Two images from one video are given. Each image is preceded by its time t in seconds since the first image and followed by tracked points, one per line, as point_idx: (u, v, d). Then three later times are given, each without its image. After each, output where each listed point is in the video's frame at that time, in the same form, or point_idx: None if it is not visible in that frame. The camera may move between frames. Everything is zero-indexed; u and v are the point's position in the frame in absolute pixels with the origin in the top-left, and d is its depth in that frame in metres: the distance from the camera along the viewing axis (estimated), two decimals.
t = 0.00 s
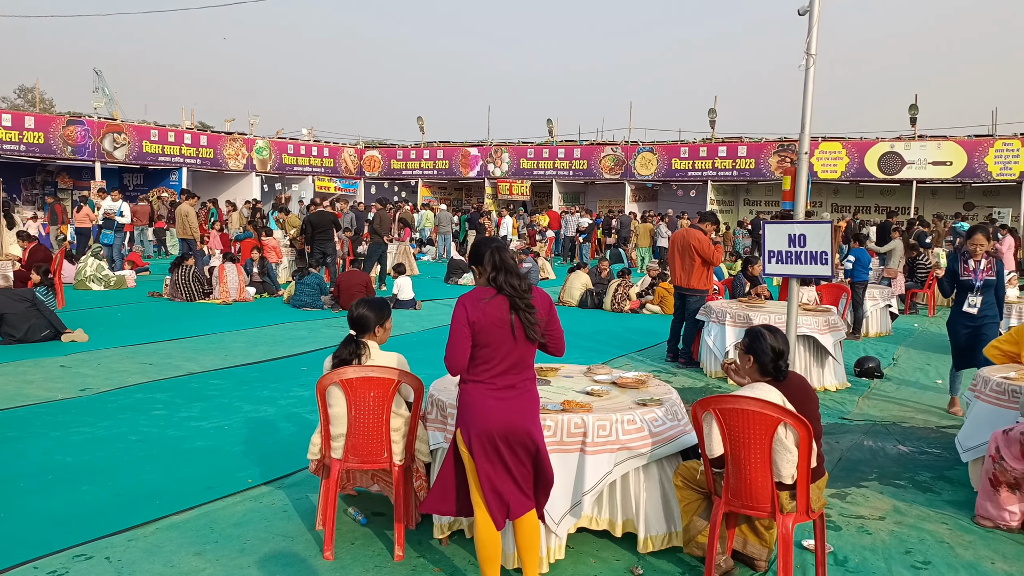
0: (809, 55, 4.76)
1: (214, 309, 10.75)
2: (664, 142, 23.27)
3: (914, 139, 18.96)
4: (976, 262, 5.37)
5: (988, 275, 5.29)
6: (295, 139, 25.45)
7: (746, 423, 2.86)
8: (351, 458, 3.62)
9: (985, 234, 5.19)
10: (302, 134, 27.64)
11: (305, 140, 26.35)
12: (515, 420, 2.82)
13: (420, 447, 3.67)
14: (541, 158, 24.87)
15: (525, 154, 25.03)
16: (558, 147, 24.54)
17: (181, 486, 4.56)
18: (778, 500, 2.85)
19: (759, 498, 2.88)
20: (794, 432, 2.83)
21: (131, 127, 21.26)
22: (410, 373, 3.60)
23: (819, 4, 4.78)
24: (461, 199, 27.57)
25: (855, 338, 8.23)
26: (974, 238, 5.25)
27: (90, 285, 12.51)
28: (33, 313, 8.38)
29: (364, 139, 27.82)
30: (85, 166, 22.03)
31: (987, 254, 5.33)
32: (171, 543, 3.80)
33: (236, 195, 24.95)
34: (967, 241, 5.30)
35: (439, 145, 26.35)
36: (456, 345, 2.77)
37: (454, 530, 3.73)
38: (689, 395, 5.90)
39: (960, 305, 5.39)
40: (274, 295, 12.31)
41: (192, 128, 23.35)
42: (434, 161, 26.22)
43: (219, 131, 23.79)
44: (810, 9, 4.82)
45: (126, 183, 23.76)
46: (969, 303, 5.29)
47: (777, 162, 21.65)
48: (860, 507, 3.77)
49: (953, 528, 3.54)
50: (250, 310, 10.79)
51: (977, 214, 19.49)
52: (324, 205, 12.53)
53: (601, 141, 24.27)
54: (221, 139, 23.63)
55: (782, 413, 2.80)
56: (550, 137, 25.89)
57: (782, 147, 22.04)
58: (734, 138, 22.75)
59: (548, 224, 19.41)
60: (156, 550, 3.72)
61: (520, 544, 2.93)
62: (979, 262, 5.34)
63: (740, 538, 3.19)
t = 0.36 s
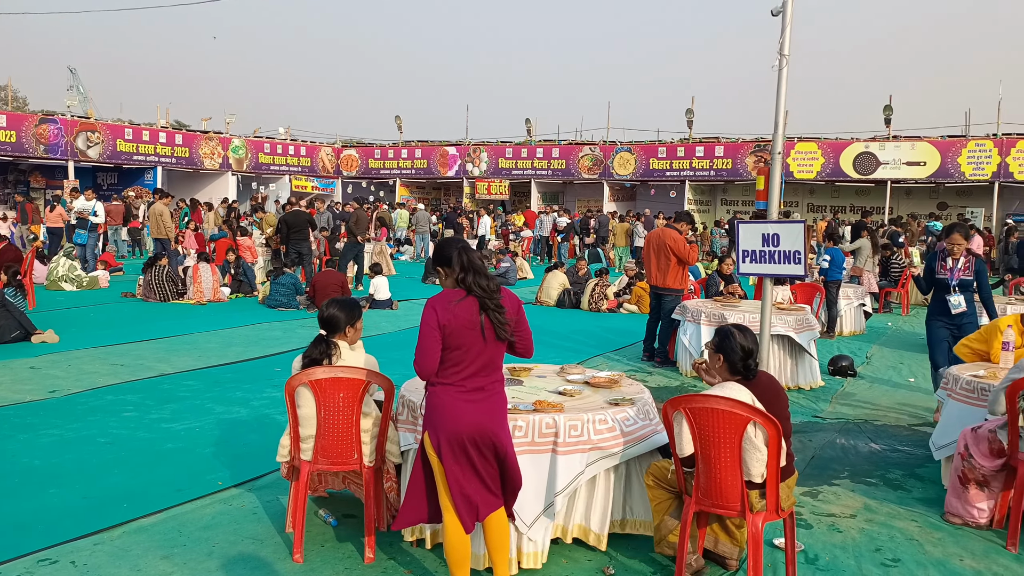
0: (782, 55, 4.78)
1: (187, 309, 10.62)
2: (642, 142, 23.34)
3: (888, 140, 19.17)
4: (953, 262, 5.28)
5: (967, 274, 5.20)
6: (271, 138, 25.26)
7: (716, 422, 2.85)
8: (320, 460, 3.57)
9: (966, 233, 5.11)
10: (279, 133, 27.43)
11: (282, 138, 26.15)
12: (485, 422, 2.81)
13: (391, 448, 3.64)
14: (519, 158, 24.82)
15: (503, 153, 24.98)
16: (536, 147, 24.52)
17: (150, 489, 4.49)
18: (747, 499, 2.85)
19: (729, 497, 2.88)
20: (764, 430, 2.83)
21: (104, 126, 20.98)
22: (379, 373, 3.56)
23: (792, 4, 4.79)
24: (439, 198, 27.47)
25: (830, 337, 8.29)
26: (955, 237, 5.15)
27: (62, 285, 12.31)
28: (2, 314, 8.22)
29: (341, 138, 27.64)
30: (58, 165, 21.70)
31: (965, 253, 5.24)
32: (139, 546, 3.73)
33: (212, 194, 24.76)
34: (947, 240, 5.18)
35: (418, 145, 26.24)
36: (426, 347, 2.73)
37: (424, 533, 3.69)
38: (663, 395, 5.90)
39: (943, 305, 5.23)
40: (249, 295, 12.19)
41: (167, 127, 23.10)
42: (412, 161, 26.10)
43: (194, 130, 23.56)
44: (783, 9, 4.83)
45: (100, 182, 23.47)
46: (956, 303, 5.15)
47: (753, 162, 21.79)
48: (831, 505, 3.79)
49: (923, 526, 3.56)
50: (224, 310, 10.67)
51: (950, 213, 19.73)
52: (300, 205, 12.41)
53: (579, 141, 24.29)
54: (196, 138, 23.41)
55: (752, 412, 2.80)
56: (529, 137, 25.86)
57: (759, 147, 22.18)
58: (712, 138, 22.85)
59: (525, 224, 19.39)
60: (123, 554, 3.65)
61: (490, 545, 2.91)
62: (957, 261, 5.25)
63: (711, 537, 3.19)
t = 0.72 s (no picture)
0: (754, 56, 4.79)
1: (160, 310, 10.49)
2: (620, 142, 23.38)
3: (863, 140, 19.36)
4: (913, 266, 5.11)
5: (927, 279, 5.03)
6: (247, 137, 25.07)
7: (682, 422, 2.84)
8: (285, 462, 3.53)
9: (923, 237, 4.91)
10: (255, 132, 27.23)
11: (258, 138, 25.95)
12: (451, 424, 2.78)
13: (357, 450, 3.60)
14: (497, 158, 24.77)
15: (481, 153, 24.93)
16: (514, 147, 24.50)
17: (115, 491, 4.41)
18: (713, 497, 2.84)
19: (695, 496, 2.87)
20: (729, 429, 2.82)
21: (78, 125, 20.72)
22: (345, 375, 3.52)
23: (763, 5, 4.81)
24: (417, 198, 27.36)
25: (803, 337, 8.33)
26: (912, 241, 4.96)
27: (33, 285, 12.13)
28: None
29: (319, 137, 27.46)
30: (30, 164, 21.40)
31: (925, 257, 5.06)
32: (100, 550, 3.67)
33: (188, 193, 24.59)
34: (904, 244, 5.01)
35: (395, 144, 26.12)
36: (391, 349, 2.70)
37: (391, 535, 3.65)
38: (635, 394, 5.90)
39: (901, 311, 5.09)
40: (223, 295, 12.06)
41: (141, 126, 22.87)
42: (390, 160, 25.99)
43: (169, 129, 23.35)
44: (755, 10, 4.85)
45: (73, 181, 23.27)
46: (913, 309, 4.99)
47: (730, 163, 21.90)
48: (800, 504, 3.79)
49: (890, 524, 3.58)
50: (197, 310, 10.56)
51: (924, 214, 19.95)
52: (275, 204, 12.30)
53: (557, 141, 24.29)
54: (171, 138, 23.21)
55: (717, 411, 2.79)
56: (507, 136, 25.82)
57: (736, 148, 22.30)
58: (689, 139, 22.94)
59: (502, 225, 19.37)
60: (84, 558, 3.58)
61: (456, 546, 2.88)
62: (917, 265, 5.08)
63: (679, 536, 3.18)
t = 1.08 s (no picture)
0: (711, 54, 4.82)
1: (117, 312, 10.25)
2: (584, 141, 23.43)
3: (823, 140, 19.67)
4: (857, 261, 5.01)
5: (867, 275, 4.91)
6: (208, 137, 24.69)
7: (636, 420, 2.83)
8: (235, 465, 3.45)
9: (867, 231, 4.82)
10: (216, 131, 26.83)
11: (219, 137, 25.57)
12: (402, 425, 2.73)
13: (309, 452, 3.53)
14: (461, 157, 24.67)
15: (445, 152, 24.83)
16: (479, 147, 24.42)
17: (62, 498, 4.28)
18: (666, 496, 2.84)
19: (648, 495, 2.86)
20: (682, 427, 2.81)
21: (33, 124, 20.33)
22: (296, 376, 3.45)
23: (719, 4, 4.84)
24: (381, 198, 27.16)
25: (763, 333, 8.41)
26: (856, 234, 4.88)
27: None
28: None
29: (281, 136, 27.13)
30: None
31: (871, 255, 4.95)
32: (44, 559, 3.55)
33: (147, 193, 24.15)
34: (849, 237, 4.94)
35: (359, 144, 25.90)
36: (341, 350, 2.64)
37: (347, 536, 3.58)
38: (595, 392, 5.90)
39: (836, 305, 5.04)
40: (182, 297, 11.84)
41: (98, 125, 22.42)
42: (353, 160, 25.76)
43: (127, 129, 22.91)
44: (711, 9, 4.88)
45: (29, 182, 22.72)
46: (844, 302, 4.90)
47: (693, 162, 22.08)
48: (756, 500, 3.81)
49: (844, 518, 3.61)
50: (154, 313, 10.34)
51: (882, 212, 20.33)
52: (235, 204, 12.10)
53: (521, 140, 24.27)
54: (130, 137, 22.80)
55: (669, 409, 2.78)
56: (471, 136, 25.74)
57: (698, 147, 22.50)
58: (653, 139, 23.09)
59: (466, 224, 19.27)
60: (27, 567, 3.46)
61: (409, 549, 2.84)
62: (862, 260, 4.98)
63: (635, 534, 3.17)
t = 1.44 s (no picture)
0: (666, 54, 4.82)
1: (65, 317, 9.92)
2: (543, 141, 23.44)
3: (778, 139, 20.02)
4: (790, 267, 4.66)
5: (799, 283, 4.56)
6: (160, 137, 24.15)
7: (594, 420, 2.80)
8: (184, 473, 3.34)
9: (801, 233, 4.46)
10: (169, 131, 26.26)
11: (171, 137, 25.02)
12: (355, 429, 2.66)
13: (261, 459, 3.43)
14: (420, 157, 24.50)
15: (404, 152, 24.63)
16: (438, 147, 24.28)
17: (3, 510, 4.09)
18: (625, 496, 2.82)
19: (607, 495, 2.84)
20: (640, 427, 2.79)
21: None
22: (247, 381, 3.35)
23: (674, 4, 4.85)
24: (339, 199, 26.84)
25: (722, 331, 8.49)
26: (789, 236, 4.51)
27: None
28: None
29: (236, 136, 26.66)
30: None
31: (804, 260, 4.60)
32: None
33: (97, 195, 23.53)
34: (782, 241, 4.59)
35: (316, 144, 25.56)
36: (288, 352, 2.57)
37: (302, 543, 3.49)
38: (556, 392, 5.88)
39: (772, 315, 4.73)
40: (133, 301, 11.51)
41: (45, 125, 21.80)
42: (310, 160, 25.41)
43: (76, 129, 22.32)
44: (667, 8, 4.88)
45: None
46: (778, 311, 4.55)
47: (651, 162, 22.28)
48: (715, 498, 3.83)
49: (801, 515, 3.64)
50: (104, 317, 10.03)
51: (836, 210, 20.76)
52: (188, 205, 11.81)
53: (480, 140, 24.18)
54: (79, 137, 22.23)
55: (627, 409, 2.76)
56: (430, 135, 25.58)
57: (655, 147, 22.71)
58: (611, 139, 23.22)
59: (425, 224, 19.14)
60: None
61: (363, 555, 2.78)
62: (795, 267, 4.63)
63: (594, 535, 3.15)
